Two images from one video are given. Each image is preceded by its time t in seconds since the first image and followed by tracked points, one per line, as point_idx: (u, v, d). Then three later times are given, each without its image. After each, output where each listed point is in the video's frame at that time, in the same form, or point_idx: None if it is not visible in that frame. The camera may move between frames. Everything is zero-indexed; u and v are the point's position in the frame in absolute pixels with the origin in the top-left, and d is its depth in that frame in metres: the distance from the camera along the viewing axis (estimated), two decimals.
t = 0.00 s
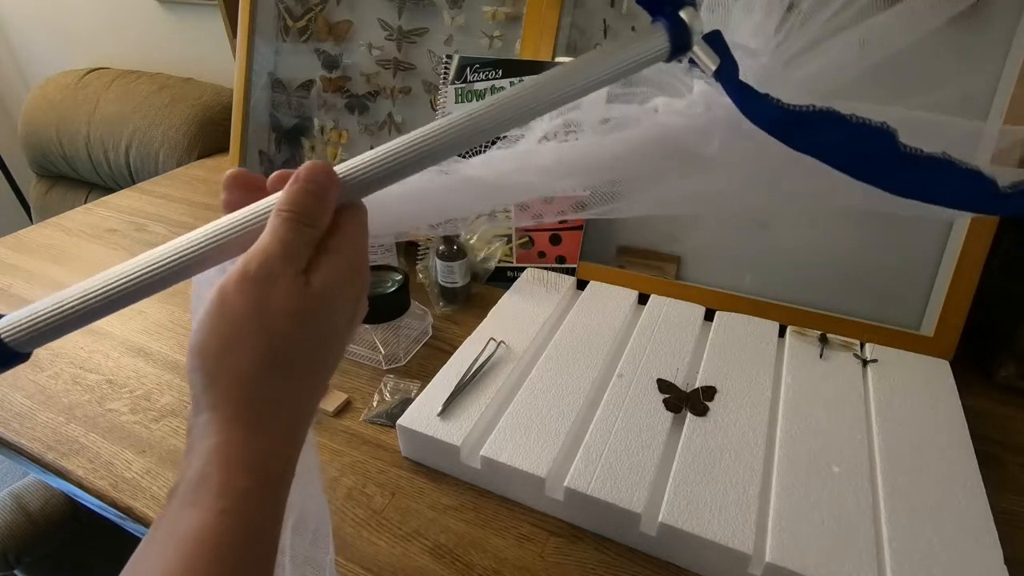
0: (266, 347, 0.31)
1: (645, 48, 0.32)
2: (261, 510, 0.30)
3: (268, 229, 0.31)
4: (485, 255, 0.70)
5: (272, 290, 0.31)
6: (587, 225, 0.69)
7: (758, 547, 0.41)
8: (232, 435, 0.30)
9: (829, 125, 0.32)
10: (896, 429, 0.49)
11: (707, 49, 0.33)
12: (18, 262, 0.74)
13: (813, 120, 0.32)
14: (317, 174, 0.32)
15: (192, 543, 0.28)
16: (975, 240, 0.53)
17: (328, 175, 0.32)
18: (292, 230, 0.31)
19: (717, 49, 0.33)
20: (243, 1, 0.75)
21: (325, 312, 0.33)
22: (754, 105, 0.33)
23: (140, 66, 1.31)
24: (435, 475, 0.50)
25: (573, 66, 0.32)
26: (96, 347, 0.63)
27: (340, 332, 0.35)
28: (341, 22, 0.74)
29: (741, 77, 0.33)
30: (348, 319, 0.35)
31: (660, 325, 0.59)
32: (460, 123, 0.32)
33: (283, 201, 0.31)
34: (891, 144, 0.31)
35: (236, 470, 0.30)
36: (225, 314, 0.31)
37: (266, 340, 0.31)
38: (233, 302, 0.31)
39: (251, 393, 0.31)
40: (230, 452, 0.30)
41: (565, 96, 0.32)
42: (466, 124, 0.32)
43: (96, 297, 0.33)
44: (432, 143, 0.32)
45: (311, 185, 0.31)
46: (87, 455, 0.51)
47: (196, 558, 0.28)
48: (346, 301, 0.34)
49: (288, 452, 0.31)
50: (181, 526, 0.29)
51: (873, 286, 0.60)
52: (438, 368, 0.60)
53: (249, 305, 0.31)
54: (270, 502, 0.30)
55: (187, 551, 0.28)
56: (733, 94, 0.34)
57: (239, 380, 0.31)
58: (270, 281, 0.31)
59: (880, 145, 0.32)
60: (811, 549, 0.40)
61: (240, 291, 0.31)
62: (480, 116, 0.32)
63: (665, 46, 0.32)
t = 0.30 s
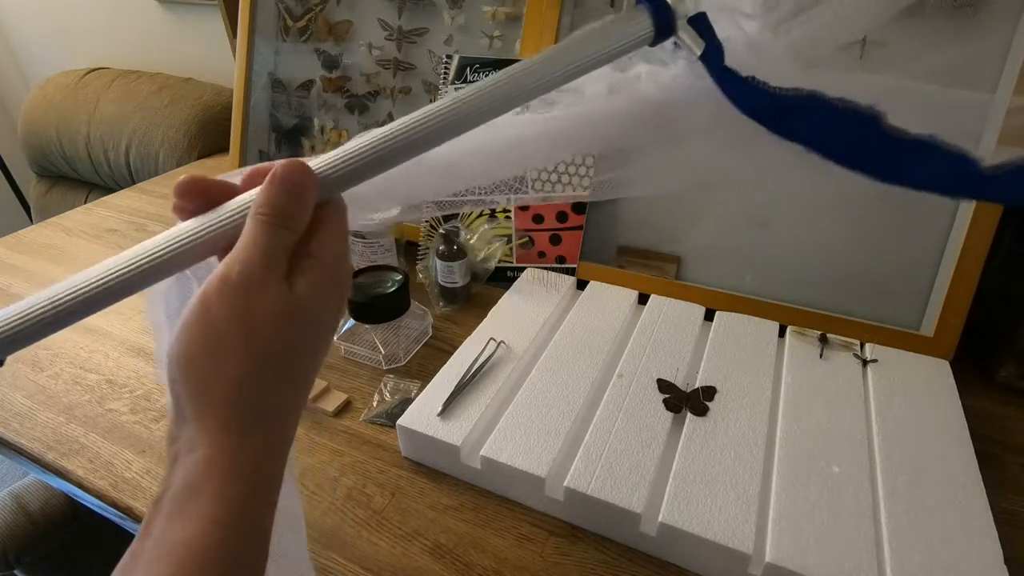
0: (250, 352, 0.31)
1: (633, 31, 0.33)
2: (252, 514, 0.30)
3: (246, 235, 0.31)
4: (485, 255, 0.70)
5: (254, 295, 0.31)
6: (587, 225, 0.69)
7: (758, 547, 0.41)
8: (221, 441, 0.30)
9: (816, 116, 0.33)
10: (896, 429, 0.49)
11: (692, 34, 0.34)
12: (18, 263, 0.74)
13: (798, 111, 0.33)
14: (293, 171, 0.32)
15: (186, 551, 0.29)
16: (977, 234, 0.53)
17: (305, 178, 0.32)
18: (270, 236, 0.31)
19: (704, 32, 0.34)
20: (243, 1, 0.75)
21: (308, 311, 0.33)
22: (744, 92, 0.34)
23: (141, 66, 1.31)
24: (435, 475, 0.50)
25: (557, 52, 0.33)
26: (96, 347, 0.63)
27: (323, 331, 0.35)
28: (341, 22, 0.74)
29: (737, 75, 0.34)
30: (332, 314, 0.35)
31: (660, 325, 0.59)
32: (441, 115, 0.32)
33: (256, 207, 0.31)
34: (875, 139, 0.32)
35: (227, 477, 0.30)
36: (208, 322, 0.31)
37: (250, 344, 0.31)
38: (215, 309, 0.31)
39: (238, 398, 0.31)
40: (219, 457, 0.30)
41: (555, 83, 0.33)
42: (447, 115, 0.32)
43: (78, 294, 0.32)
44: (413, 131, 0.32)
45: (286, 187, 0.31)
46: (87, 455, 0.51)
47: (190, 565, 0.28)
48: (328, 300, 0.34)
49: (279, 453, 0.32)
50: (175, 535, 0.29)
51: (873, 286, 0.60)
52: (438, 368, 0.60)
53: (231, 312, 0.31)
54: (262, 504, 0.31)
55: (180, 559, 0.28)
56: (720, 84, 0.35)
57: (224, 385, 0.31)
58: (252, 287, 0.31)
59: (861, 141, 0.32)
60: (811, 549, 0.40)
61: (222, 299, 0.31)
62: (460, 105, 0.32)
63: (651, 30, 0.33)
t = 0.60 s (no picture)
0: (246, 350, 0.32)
1: (627, 23, 0.33)
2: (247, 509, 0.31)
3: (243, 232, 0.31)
4: (485, 255, 0.70)
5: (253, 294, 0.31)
6: (588, 225, 0.69)
7: (758, 547, 0.41)
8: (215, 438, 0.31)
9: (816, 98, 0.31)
10: (896, 428, 0.49)
11: (687, 26, 0.33)
12: (18, 262, 0.74)
13: (800, 94, 0.31)
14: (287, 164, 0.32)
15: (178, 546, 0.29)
16: (979, 234, 0.53)
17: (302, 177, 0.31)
18: (270, 234, 0.31)
19: (697, 23, 0.33)
20: (243, 1, 0.75)
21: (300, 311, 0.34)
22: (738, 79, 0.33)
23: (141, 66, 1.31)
24: (435, 475, 0.50)
25: (554, 44, 0.33)
26: (96, 347, 0.63)
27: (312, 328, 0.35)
28: (341, 22, 0.74)
29: (739, 59, 0.33)
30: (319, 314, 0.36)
31: (660, 325, 0.59)
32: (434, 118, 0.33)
33: (253, 205, 0.31)
34: (870, 117, 0.30)
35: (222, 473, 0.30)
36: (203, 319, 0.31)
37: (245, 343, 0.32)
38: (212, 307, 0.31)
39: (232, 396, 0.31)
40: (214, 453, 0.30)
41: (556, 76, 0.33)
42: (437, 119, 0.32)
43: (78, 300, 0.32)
44: (403, 133, 0.32)
45: (285, 186, 0.31)
46: (87, 455, 0.51)
47: (182, 560, 0.29)
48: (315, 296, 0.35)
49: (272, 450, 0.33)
50: (165, 530, 0.29)
51: (873, 286, 0.60)
52: (438, 368, 0.60)
53: (229, 310, 0.31)
54: (257, 498, 0.32)
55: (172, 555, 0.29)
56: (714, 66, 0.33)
57: (220, 383, 0.31)
58: (251, 286, 0.31)
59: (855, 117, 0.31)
60: (811, 549, 0.40)
61: (219, 297, 0.31)
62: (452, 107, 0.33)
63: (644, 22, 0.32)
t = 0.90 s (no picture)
0: (246, 341, 0.30)
1: (637, 42, 0.34)
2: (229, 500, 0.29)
3: (266, 224, 0.29)
4: (485, 255, 0.70)
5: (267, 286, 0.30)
6: (588, 226, 0.69)
7: (758, 547, 0.41)
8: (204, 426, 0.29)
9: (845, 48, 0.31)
10: (896, 428, 0.49)
11: (695, 25, 0.35)
12: (18, 262, 0.74)
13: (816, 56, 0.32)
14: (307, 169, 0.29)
15: (153, 538, 0.27)
16: (978, 232, 0.53)
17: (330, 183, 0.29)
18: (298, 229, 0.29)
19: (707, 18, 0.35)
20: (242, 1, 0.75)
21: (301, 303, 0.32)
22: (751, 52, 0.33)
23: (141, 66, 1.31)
24: (435, 474, 0.50)
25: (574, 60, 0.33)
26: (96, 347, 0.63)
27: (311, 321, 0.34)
28: (341, 22, 0.74)
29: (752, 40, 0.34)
30: (316, 308, 0.34)
31: (660, 325, 0.59)
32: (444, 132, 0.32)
33: (281, 197, 0.29)
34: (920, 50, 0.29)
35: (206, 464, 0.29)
36: (210, 304, 0.29)
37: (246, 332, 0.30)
38: (222, 292, 0.29)
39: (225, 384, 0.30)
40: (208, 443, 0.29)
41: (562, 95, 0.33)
42: (448, 135, 0.32)
43: (83, 340, 0.28)
44: (412, 154, 0.32)
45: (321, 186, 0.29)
46: (87, 455, 0.51)
47: (158, 559, 0.27)
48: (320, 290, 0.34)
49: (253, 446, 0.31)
50: (145, 512, 0.28)
51: (873, 287, 0.60)
52: (438, 368, 0.60)
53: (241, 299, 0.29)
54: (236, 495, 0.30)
55: (145, 549, 0.27)
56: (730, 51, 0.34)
57: (215, 372, 0.30)
58: (266, 281, 0.30)
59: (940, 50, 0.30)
60: (811, 549, 0.40)
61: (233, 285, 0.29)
62: (463, 121, 0.32)
63: (655, 36, 0.34)
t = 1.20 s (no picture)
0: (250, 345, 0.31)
1: (634, 34, 0.33)
2: (199, 511, 0.29)
3: (293, 235, 0.31)
4: (485, 255, 0.69)
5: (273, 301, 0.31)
6: (588, 226, 0.69)
7: (758, 547, 0.41)
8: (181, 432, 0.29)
9: (824, 78, 0.33)
10: (896, 429, 0.49)
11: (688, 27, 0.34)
12: (18, 262, 0.74)
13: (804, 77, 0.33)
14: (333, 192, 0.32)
15: (121, 538, 0.27)
16: (978, 231, 0.53)
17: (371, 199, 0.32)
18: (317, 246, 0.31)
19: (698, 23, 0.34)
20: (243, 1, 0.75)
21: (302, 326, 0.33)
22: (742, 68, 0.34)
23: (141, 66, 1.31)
24: (435, 474, 0.50)
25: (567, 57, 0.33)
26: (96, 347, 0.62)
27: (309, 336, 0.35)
28: (341, 22, 0.74)
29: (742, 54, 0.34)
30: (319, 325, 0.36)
31: (660, 325, 0.59)
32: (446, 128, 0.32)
33: (318, 210, 0.31)
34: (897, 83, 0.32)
35: (179, 468, 0.29)
36: (218, 308, 0.30)
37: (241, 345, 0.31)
38: (232, 296, 0.30)
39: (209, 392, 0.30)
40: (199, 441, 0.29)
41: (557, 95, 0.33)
42: (451, 129, 0.32)
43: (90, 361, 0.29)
44: (415, 150, 0.32)
45: (360, 208, 0.32)
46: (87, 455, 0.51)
47: (131, 556, 0.26)
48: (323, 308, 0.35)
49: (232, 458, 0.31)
50: (119, 508, 0.27)
51: (873, 287, 0.60)
52: (438, 368, 0.60)
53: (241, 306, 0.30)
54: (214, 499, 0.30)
55: (115, 548, 0.26)
56: (724, 65, 0.34)
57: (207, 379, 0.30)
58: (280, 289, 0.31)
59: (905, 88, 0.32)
60: (811, 549, 0.40)
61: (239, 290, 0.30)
62: (465, 116, 0.32)
63: (648, 33, 0.33)
